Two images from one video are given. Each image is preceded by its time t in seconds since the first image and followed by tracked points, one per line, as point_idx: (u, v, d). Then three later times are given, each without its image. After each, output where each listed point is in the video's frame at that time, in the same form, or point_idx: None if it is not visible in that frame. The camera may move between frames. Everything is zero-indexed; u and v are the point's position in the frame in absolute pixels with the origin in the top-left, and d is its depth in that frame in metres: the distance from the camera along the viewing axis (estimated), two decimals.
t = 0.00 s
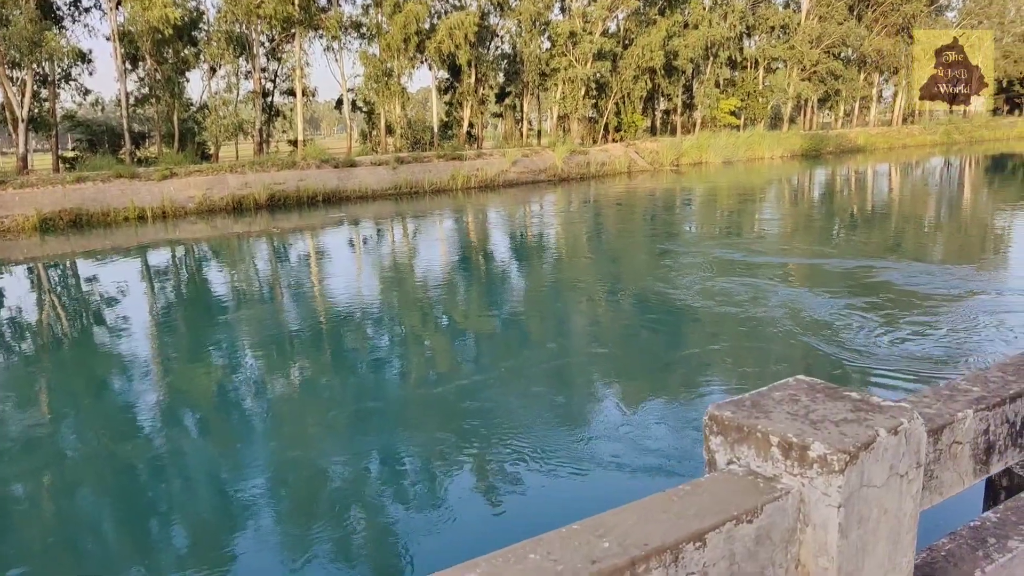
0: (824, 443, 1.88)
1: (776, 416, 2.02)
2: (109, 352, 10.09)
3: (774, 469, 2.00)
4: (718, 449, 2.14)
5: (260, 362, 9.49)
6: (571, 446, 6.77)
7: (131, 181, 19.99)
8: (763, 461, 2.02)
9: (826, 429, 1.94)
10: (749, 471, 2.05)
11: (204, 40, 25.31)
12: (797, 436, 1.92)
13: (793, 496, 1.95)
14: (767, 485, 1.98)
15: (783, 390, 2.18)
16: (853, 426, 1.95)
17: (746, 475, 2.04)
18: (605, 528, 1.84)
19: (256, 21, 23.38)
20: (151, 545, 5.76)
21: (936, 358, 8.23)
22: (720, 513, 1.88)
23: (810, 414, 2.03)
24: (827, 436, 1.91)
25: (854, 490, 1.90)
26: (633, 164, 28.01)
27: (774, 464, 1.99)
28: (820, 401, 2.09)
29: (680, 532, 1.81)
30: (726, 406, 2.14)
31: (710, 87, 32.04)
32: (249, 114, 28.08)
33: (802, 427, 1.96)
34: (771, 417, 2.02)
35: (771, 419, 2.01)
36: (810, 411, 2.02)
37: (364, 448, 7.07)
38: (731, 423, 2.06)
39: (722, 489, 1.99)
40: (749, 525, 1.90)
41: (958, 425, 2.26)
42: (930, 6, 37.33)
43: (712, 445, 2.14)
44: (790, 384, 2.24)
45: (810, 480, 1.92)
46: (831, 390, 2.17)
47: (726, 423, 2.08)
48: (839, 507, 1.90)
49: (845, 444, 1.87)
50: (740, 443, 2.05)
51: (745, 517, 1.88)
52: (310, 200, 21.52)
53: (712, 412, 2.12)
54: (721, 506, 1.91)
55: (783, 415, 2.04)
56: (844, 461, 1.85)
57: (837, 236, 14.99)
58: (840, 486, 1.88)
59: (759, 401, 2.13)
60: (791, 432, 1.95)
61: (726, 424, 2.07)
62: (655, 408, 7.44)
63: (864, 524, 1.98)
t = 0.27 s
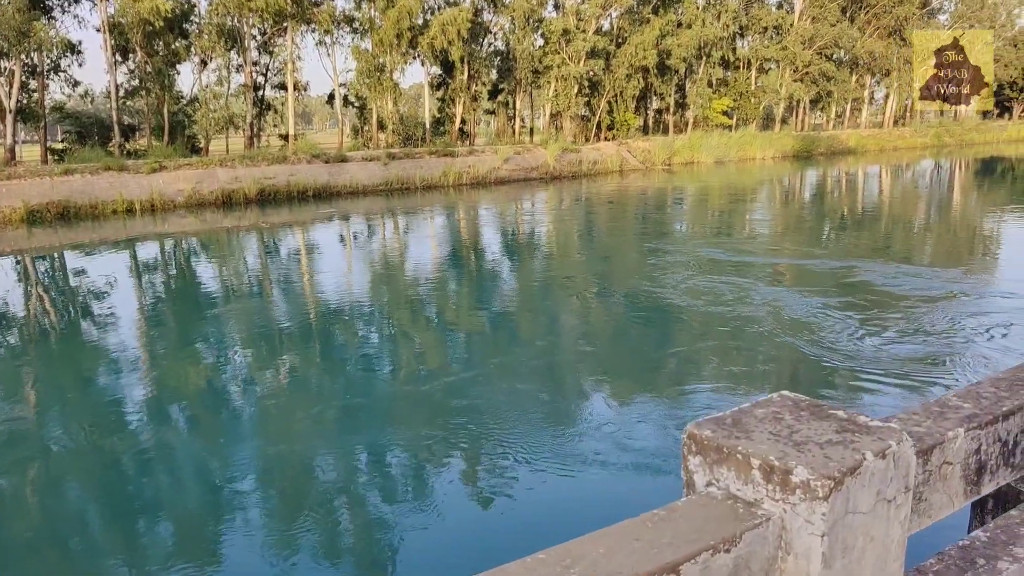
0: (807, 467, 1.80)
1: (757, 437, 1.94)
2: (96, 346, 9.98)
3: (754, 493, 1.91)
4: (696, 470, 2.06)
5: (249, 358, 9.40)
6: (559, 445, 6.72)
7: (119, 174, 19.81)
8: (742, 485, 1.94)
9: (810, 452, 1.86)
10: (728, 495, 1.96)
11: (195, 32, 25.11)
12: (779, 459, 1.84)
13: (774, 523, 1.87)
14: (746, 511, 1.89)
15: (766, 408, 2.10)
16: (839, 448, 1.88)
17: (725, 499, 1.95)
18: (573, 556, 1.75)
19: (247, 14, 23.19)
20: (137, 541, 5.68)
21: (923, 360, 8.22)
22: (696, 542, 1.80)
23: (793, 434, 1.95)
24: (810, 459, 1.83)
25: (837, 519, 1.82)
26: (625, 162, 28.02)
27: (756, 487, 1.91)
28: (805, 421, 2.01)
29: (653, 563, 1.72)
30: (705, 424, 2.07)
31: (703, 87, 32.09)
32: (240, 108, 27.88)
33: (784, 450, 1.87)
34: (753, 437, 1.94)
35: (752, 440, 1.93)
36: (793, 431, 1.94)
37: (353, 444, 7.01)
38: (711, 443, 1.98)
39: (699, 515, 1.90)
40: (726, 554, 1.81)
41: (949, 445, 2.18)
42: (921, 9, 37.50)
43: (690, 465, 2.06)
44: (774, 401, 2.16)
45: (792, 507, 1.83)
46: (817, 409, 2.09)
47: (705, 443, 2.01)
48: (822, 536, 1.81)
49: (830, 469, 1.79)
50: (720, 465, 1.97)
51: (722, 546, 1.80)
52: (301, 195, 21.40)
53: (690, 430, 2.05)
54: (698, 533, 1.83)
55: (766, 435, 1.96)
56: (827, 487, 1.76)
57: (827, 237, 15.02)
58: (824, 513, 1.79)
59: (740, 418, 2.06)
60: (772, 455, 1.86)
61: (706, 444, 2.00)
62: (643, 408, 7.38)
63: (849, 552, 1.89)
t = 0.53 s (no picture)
0: (787, 491, 1.77)
1: (737, 455, 1.92)
2: (88, 339, 9.91)
3: (733, 516, 1.89)
4: (674, 490, 2.04)
5: (241, 353, 9.35)
6: (549, 443, 6.71)
7: (113, 167, 19.70)
8: (721, 507, 1.91)
9: (791, 474, 1.84)
10: (706, 517, 1.94)
11: (191, 26, 24.98)
12: (759, 482, 1.81)
13: (752, 548, 1.84)
14: (724, 536, 1.87)
15: (747, 426, 2.08)
16: (822, 470, 1.85)
17: (702, 521, 1.93)
18: None
19: (244, 8, 23.05)
20: (128, 534, 5.64)
21: (913, 364, 8.22)
22: (671, 567, 1.77)
23: (775, 454, 1.93)
24: (792, 483, 1.81)
25: (819, 545, 1.80)
26: (620, 162, 27.98)
27: (734, 510, 1.88)
28: (787, 440, 1.99)
29: None
30: (684, 442, 2.04)
31: (700, 88, 32.07)
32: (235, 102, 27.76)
33: (765, 472, 1.85)
34: (731, 458, 1.92)
35: (731, 460, 1.91)
36: (775, 452, 1.92)
37: (347, 439, 6.99)
38: (690, 462, 1.96)
39: (675, 538, 1.88)
40: None
41: (937, 466, 2.16)
42: (919, 13, 37.56)
43: (668, 484, 2.04)
44: (756, 418, 2.14)
45: (772, 532, 1.80)
46: (801, 426, 2.07)
47: (684, 462, 1.98)
48: (802, 563, 1.78)
49: (812, 493, 1.76)
50: (698, 485, 1.94)
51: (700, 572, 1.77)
52: (295, 191, 21.32)
53: (669, 448, 2.02)
54: (673, 558, 1.80)
55: (745, 454, 1.94)
56: (808, 512, 1.74)
57: (821, 239, 15.03)
58: (805, 540, 1.76)
59: (721, 436, 2.03)
60: (753, 477, 1.83)
61: (683, 463, 1.98)
62: (634, 408, 7.36)
63: None
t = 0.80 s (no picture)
0: (781, 504, 1.75)
1: (727, 465, 1.91)
2: (80, 343, 9.85)
3: (724, 529, 1.87)
4: (663, 500, 2.01)
5: (235, 355, 9.31)
6: (545, 441, 6.70)
7: (104, 170, 19.59)
8: (712, 520, 1.89)
9: (785, 485, 1.82)
10: (696, 530, 1.91)
11: (182, 28, 24.88)
12: (751, 494, 1.79)
13: (744, 563, 1.81)
14: (715, 549, 1.84)
15: (739, 435, 2.06)
16: (815, 481, 1.83)
17: (693, 535, 1.91)
18: None
19: (234, 10, 22.97)
20: (123, 538, 5.60)
21: (907, 358, 8.24)
22: None
23: (766, 463, 1.91)
24: (784, 494, 1.79)
25: (814, 558, 1.78)
26: (613, 160, 27.98)
27: (725, 523, 1.86)
28: (779, 448, 1.98)
29: None
30: (673, 451, 2.02)
31: (692, 85, 32.08)
32: (227, 104, 27.66)
33: (757, 484, 1.82)
34: (722, 468, 1.90)
35: (721, 471, 1.89)
36: (768, 461, 1.90)
37: (342, 439, 6.98)
38: (679, 473, 1.94)
39: (665, 553, 1.86)
40: None
41: (935, 471, 2.14)
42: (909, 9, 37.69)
43: (656, 495, 2.02)
44: (748, 424, 2.13)
45: (764, 545, 1.78)
46: (794, 433, 2.06)
47: (672, 472, 1.96)
48: None
49: (806, 505, 1.74)
50: (687, 496, 1.92)
51: None
52: (288, 193, 21.26)
53: (657, 457, 1.99)
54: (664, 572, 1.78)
55: (736, 464, 1.92)
56: (802, 525, 1.72)
57: (813, 235, 15.06)
58: (798, 553, 1.74)
59: (711, 445, 2.02)
60: (745, 488, 1.81)
61: (673, 473, 1.95)
62: (629, 406, 7.35)
63: None
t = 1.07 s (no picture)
0: (765, 514, 1.74)
1: (710, 473, 1.91)
2: (45, 343, 9.62)
3: (708, 540, 1.86)
4: (644, 510, 2.02)
5: (204, 354, 9.17)
6: (518, 438, 6.69)
7: (71, 165, 19.16)
8: (695, 530, 1.89)
9: (769, 494, 1.81)
10: (678, 540, 1.91)
11: (151, 21, 24.43)
12: (735, 503, 1.78)
13: (728, 572, 1.81)
14: (697, 558, 1.84)
15: (720, 441, 2.07)
16: (800, 488, 1.83)
17: (675, 545, 1.90)
18: None
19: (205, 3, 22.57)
20: (88, 542, 5.47)
21: (871, 351, 8.38)
22: None
23: (750, 470, 1.92)
24: (768, 503, 1.78)
25: (801, 566, 1.77)
26: (587, 156, 28.06)
27: (709, 533, 1.86)
28: (762, 454, 1.99)
29: None
30: (654, 459, 2.02)
31: (665, 82, 32.19)
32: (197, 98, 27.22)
33: (741, 492, 1.83)
34: (705, 476, 1.91)
35: (704, 478, 1.90)
36: (751, 468, 1.91)
37: (315, 438, 6.92)
38: (661, 481, 1.94)
39: (647, 564, 1.86)
40: None
41: (917, 474, 2.13)
42: (879, 7, 38.18)
43: (637, 504, 2.02)
44: (730, 429, 2.15)
45: (748, 557, 1.77)
46: (776, 439, 2.07)
47: (654, 481, 1.96)
48: None
49: (791, 515, 1.73)
50: (670, 505, 1.92)
51: None
52: (259, 188, 21.02)
53: (638, 466, 2.00)
54: None
55: (719, 472, 1.93)
56: (787, 537, 1.70)
57: (782, 231, 15.25)
58: (784, 564, 1.73)
59: (691, 452, 2.03)
60: (729, 498, 1.81)
61: (654, 482, 1.96)
62: (603, 402, 7.36)
63: None
